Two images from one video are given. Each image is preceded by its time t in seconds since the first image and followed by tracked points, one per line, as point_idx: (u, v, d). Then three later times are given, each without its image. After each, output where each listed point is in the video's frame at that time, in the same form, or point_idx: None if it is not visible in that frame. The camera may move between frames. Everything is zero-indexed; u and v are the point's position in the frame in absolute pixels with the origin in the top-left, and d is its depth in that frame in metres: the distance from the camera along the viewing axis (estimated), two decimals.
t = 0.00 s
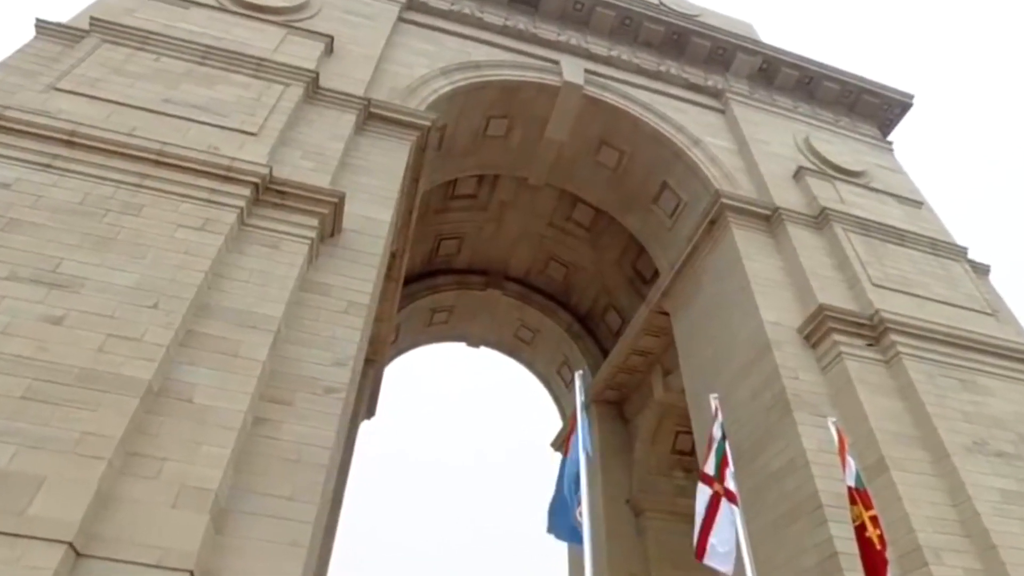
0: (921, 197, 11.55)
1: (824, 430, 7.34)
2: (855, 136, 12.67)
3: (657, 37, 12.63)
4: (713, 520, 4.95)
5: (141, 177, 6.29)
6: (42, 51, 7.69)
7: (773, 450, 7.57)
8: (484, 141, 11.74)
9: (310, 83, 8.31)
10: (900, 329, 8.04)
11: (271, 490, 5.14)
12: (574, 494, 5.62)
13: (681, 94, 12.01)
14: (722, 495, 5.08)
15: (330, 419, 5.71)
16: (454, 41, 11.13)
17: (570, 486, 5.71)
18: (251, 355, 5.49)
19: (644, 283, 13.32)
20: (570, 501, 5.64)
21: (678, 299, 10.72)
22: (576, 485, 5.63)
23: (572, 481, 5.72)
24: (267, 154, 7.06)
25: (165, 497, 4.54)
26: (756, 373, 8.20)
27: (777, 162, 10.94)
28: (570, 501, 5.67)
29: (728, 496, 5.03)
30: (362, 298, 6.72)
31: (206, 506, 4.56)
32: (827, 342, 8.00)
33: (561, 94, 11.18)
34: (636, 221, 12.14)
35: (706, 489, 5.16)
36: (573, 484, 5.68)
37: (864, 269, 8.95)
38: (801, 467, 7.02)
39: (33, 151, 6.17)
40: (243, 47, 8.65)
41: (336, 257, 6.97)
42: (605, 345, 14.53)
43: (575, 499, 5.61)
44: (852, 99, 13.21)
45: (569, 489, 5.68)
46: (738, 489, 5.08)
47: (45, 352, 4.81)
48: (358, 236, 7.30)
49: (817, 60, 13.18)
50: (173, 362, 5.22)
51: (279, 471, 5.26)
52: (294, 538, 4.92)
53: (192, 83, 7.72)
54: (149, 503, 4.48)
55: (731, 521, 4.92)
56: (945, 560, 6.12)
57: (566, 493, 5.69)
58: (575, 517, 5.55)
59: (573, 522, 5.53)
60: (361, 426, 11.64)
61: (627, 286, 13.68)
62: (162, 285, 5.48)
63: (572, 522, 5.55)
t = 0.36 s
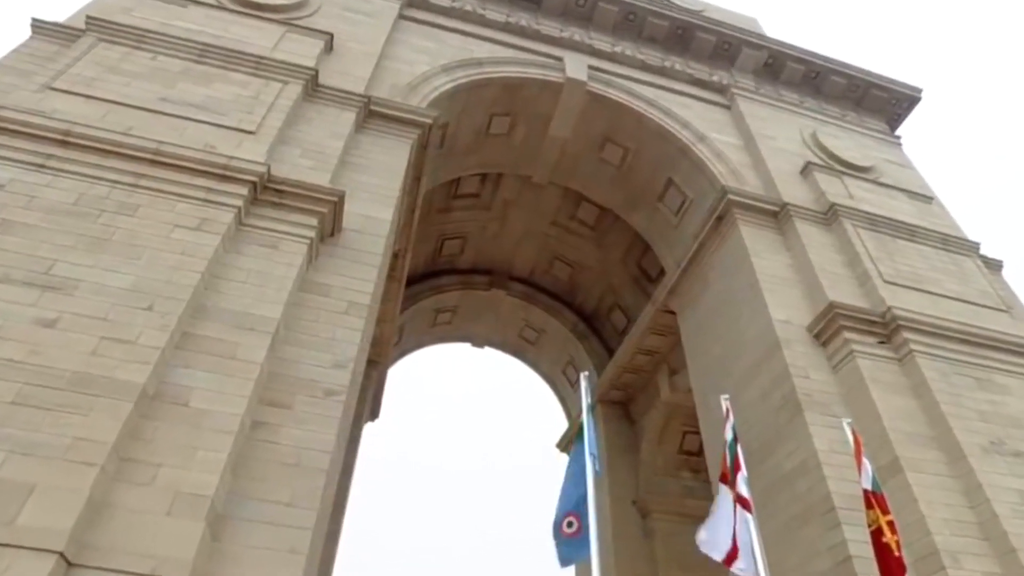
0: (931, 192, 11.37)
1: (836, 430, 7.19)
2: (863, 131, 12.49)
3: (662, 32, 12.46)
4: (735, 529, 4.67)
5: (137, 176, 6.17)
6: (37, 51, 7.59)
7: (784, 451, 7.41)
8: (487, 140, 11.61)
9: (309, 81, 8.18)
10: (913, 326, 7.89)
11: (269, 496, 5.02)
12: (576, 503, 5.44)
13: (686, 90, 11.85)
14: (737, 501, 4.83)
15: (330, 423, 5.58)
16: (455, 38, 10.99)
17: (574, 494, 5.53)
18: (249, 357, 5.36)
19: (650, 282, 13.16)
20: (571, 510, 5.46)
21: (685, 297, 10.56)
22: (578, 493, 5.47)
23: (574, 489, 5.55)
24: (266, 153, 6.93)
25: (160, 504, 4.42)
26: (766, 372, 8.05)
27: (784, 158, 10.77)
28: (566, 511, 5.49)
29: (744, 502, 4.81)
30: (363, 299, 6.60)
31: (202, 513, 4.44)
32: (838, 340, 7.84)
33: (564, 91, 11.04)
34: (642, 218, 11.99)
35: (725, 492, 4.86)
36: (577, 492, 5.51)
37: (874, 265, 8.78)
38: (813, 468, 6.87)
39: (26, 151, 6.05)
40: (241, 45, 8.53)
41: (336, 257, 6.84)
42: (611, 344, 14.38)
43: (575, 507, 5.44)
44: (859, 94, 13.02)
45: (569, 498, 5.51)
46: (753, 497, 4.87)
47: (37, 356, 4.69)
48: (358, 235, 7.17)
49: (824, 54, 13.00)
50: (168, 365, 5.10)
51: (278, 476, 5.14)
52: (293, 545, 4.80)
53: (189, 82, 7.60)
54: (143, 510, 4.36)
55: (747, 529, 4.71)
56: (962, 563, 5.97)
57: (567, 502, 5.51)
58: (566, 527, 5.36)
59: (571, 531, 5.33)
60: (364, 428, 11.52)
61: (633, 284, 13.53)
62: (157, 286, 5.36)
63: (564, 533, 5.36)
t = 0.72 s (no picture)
0: (940, 188, 11.19)
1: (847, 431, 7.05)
2: (870, 127, 12.32)
3: (665, 28, 12.31)
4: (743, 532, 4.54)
5: (132, 176, 6.04)
6: (32, 49, 7.48)
7: (795, 452, 7.27)
8: (490, 138, 11.48)
9: (308, 78, 8.05)
10: (925, 324, 7.74)
11: (268, 502, 4.91)
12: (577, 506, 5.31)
13: (691, 86, 11.70)
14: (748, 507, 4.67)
15: (330, 426, 5.46)
16: (457, 34, 10.86)
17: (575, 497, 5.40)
18: (246, 359, 5.24)
19: (655, 281, 13.02)
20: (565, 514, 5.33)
21: (691, 295, 10.41)
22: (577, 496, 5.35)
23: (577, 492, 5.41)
24: (264, 151, 6.81)
25: (154, 511, 4.31)
26: (774, 371, 7.90)
27: (791, 154, 10.61)
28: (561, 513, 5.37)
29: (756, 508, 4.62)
30: (363, 299, 6.47)
31: (197, 519, 4.32)
32: (848, 338, 7.69)
33: (567, 87, 10.91)
34: (647, 216, 11.84)
35: (734, 496, 4.73)
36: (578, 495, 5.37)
37: (884, 262, 8.63)
38: (824, 470, 6.75)
39: (19, 150, 5.92)
40: (239, 42, 8.41)
41: (336, 257, 6.72)
42: (616, 344, 14.22)
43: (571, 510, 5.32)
44: (866, 89, 12.85)
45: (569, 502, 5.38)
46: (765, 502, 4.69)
47: (29, 359, 4.57)
48: (358, 234, 7.04)
49: (830, 49, 12.82)
50: (163, 367, 4.98)
51: (276, 481, 5.03)
52: (291, 552, 4.69)
53: (186, 80, 7.48)
54: (136, 517, 4.25)
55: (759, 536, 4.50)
56: (979, 567, 5.87)
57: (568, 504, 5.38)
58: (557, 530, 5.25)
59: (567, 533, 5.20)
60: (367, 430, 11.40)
61: (638, 283, 13.38)
62: (152, 287, 5.23)
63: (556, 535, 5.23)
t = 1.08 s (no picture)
0: (949, 184, 11.03)
1: (857, 432, 6.92)
2: (877, 122, 12.15)
3: (668, 23, 12.16)
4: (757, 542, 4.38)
5: (126, 174, 5.92)
6: (26, 47, 7.36)
7: (804, 453, 7.13)
8: (491, 135, 11.35)
9: (306, 75, 7.93)
10: (936, 322, 7.59)
11: (264, 508, 4.79)
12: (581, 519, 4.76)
13: (695, 82, 11.55)
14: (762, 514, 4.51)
15: (329, 430, 5.33)
16: (457, 31, 10.72)
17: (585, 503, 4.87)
18: (242, 361, 5.11)
19: (659, 279, 12.88)
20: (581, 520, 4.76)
21: (696, 294, 10.26)
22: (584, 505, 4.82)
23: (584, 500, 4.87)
24: (261, 149, 6.68)
25: (146, 518, 4.18)
26: (782, 371, 7.76)
27: (797, 150, 10.45)
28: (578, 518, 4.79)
29: (768, 514, 4.44)
30: (362, 299, 6.34)
31: (190, 526, 4.19)
32: (858, 337, 7.54)
33: (569, 84, 10.76)
34: (651, 214, 11.69)
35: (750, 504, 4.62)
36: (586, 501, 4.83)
37: (894, 259, 8.47)
38: (834, 472, 6.64)
39: (11, 149, 5.80)
40: (237, 39, 8.28)
41: (335, 256, 6.58)
42: (620, 343, 14.08)
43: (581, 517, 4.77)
44: (872, 84, 12.68)
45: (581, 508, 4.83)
46: (780, 508, 4.47)
47: (18, 362, 4.45)
48: (358, 233, 6.91)
49: (835, 44, 12.66)
50: (157, 370, 4.85)
51: (273, 487, 4.90)
52: (288, 560, 4.56)
53: (182, 77, 7.35)
54: (128, 525, 4.12)
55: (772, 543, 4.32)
56: (996, 571, 5.77)
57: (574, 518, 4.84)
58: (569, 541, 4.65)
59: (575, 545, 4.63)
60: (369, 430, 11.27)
61: (642, 282, 13.23)
62: (146, 287, 5.11)
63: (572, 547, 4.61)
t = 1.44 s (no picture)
0: (957, 177, 10.87)
1: (867, 429, 6.79)
2: (884, 115, 11.98)
3: (672, 16, 11.99)
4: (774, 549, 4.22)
5: (119, 169, 5.78)
6: (19, 41, 7.23)
7: (813, 452, 7.00)
8: (493, 130, 11.20)
9: (305, 68, 7.79)
10: (947, 318, 7.45)
11: (262, 510, 4.67)
12: (585, 528, 4.55)
13: (699, 75, 11.39)
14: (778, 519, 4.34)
15: (328, 429, 5.21)
16: (458, 24, 10.57)
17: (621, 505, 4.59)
18: (238, 360, 4.98)
19: (664, 275, 12.74)
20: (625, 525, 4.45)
21: (700, 290, 10.12)
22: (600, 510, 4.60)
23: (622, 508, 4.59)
24: (258, 143, 6.55)
25: (138, 521, 4.07)
26: (790, 368, 7.61)
27: (803, 143, 10.29)
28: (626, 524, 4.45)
29: (783, 519, 4.27)
30: (362, 296, 6.22)
31: (184, 530, 4.08)
32: (868, 333, 7.39)
33: (572, 77, 10.61)
34: (655, 209, 11.55)
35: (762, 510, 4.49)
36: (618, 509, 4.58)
37: (903, 254, 8.32)
38: (844, 471, 6.51)
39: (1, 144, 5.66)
40: (233, 32, 8.14)
41: (334, 253, 6.45)
42: (623, 340, 13.95)
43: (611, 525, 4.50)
44: (879, 77, 12.51)
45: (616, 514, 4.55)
46: (795, 511, 4.29)
47: (6, 362, 4.32)
48: (357, 229, 6.78)
49: (842, 36, 12.48)
50: (150, 369, 4.73)
51: (270, 489, 4.79)
52: (285, 563, 4.45)
53: (178, 71, 7.22)
54: (121, 529, 4.02)
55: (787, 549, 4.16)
56: (1011, 572, 5.65)
57: (575, 524, 4.61)
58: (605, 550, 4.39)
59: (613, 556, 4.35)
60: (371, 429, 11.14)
61: (646, 278, 13.11)
62: (139, 284, 4.98)
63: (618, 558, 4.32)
